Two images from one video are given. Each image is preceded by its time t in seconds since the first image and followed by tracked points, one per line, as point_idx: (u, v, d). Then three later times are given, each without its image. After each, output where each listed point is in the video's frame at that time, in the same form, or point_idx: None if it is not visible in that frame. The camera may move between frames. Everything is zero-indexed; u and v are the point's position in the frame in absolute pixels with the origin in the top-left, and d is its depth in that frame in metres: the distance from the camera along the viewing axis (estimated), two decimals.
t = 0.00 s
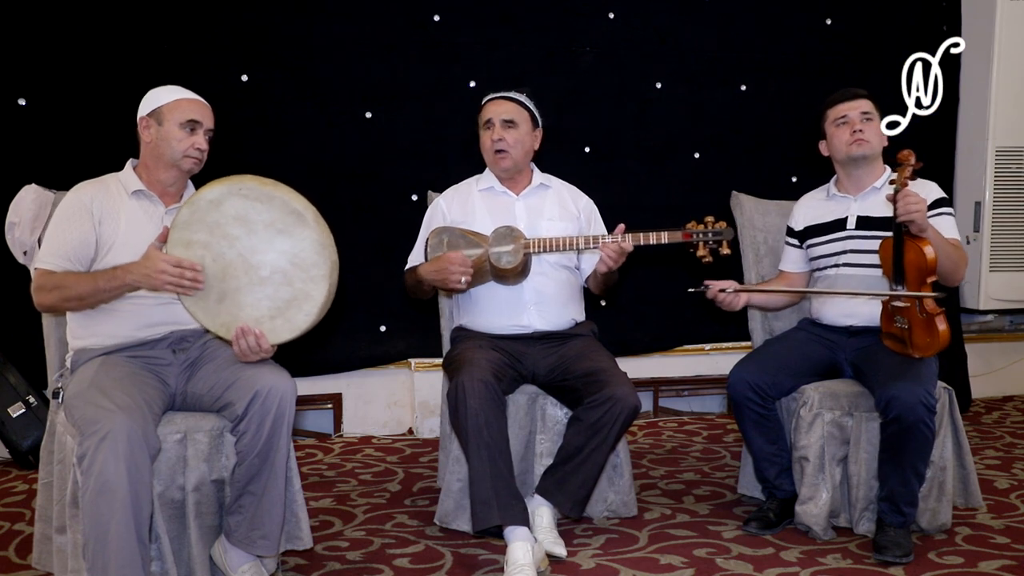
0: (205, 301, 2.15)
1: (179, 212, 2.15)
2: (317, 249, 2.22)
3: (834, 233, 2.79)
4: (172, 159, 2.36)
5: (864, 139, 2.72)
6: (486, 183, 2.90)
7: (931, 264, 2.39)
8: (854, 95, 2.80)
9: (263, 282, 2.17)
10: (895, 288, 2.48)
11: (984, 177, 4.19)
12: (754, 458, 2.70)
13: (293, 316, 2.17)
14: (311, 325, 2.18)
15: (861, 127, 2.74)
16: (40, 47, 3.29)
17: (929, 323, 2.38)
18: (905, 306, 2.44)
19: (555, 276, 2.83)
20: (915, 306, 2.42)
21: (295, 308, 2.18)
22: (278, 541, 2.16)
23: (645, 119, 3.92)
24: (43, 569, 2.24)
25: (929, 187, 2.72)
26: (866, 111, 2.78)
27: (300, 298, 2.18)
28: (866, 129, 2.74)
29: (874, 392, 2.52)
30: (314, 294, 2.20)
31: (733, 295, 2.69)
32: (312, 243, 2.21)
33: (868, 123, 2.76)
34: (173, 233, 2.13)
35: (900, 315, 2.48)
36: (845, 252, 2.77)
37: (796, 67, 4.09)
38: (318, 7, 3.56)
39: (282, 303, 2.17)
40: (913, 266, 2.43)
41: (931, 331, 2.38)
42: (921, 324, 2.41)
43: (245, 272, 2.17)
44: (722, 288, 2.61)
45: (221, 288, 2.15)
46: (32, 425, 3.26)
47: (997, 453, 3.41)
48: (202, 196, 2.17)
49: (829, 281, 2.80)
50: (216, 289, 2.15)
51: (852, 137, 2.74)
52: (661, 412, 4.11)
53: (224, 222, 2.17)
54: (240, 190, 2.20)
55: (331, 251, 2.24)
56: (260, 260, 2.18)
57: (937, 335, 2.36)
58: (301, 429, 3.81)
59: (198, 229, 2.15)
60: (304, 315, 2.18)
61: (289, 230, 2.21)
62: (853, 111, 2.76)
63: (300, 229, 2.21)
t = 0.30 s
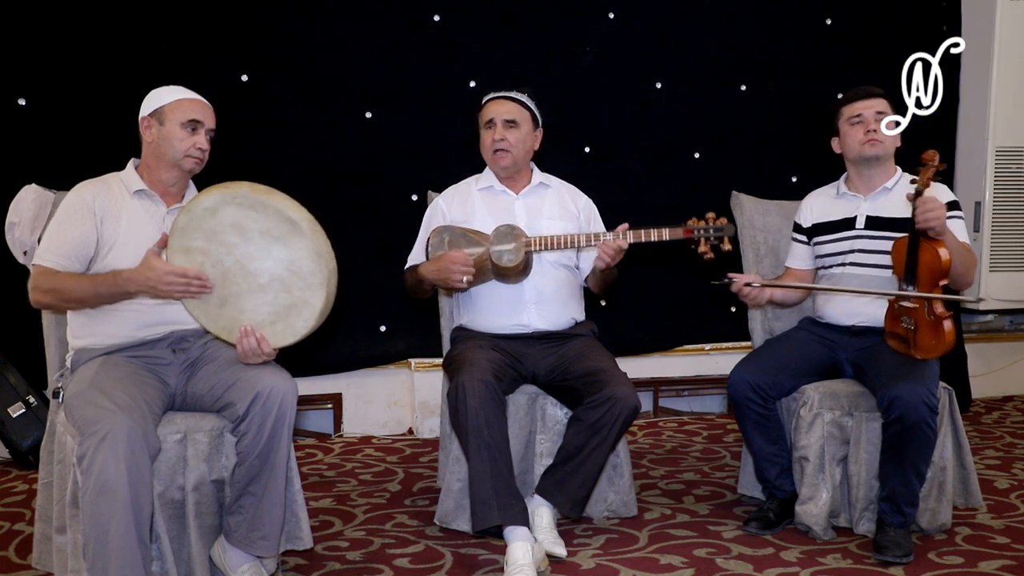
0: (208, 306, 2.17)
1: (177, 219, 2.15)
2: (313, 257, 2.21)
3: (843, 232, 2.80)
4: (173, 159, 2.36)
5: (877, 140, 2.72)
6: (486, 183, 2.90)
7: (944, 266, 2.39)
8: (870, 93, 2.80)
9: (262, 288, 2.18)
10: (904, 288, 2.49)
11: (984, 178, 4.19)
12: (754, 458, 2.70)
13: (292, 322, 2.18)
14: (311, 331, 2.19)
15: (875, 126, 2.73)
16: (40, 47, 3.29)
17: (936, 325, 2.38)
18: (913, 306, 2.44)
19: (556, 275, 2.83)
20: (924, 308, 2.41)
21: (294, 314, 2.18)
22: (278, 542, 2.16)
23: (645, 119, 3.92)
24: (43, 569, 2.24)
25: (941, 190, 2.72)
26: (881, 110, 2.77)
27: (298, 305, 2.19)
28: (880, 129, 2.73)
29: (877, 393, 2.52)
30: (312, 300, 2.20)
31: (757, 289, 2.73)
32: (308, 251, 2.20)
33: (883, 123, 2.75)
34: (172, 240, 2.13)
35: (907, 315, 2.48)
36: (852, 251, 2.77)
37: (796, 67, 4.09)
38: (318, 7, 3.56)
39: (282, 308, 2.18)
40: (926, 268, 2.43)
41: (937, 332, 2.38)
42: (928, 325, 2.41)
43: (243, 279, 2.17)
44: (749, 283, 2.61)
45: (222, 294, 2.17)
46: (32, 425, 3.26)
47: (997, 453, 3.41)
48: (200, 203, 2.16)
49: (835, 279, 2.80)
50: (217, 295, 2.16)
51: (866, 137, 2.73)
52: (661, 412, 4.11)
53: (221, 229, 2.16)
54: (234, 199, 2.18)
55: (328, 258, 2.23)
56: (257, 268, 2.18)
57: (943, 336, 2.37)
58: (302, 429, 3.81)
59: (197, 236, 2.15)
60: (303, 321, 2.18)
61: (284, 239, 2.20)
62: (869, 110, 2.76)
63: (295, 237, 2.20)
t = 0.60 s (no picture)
0: (209, 307, 2.13)
1: (170, 225, 2.14)
2: (309, 243, 2.21)
3: (848, 232, 2.80)
4: (164, 153, 2.35)
5: (884, 140, 2.72)
6: (485, 184, 2.90)
7: (950, 267, 2.40)
8: (880, 92, 2.78)
9: (263, 283, 2.17)
10: (910, 288, 2.48)
11: (984, 177, 4.19)
12: (754, 458, 2.70)
13: (297, 312, 2.18)
14: (317, 317, 2.20)
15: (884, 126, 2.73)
16: (40, 47, 3.29)
17: (938, 326, 2.39)
18: (918, 306, 2.44)
19: (555, 275, 2.83)
20: (927, 308, 2.42)
21: (297, 304, 2.18)
22: (271, 553, 2.17)
23: (645, 119, 3.92)
24: (42, 569, 2.24)
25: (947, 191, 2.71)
26: (889, 110, 2.76)
27: (300, 293, 2.19)
28: (888, 130, 2.73)
29: (877, 393, 2.52)
30: (313, 287, 2.20)
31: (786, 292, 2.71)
32: (304, 238, 2.21)
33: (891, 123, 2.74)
34: (168, 248, 2.12)
35: (910, 314, 2.48)
36: (857, 251, 2.78)
37: (796, 67, 4.09)
38: (318, 7, 3.56)
39: (284, 300, 2.18)
40: (932, 269, 2.43)
41: (939, 332, 2.39)
42: (930, 326, 2.41)
43: (243, 276, 2.16)
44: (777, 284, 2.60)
45: (224, 295, 2.14)
46: (32, 425, 3.26)
47: (997, 453, 3.41)
48: (189, 207, 2.15)
49: (838, 279, 2.81)
50: (218, 296, 2.14)
51: (873, 137, 2.73)
52: (661, 412, 4.11)
53: (214, 230, 2.16)
54: (222, 196, 2.18)
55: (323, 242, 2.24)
56: (255, 262, 2.18)
57: (946, 335, 2.37)
58: (302, 429, 3.81)
59: (192, 240, 2.13)
60: (307, 309, 2.19)
61: (277, 230, 2.20)
62: (876, 110, 2.75)
63: (289, 226, 2.21)
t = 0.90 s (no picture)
0: (196, 283, 2.14)
1: (162, 194, 2.13)
2: (302, 220, 2.18)
3: (848, 232, 2.80)
4: (147, 152, 2.36)
5: (884, 141, 2.72)
6: (484, 184, 2.89)
7: (945, 268, 2.41)
8: (879, 92, 2.78)
9: (251, 258, 2.16)
10: (905, 289, 2.49)
11: (984, 177, 4.19)
12: (754, 458, 2.70)
13: (283, 291, 2.15)
14: (303, 300, 2.16)
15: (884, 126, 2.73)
16: (40, 47, 3.29)
17: (936, 326, 2.40)
18: (914, 308, 2.45)
19: (555, 276, 2.83)
20: (925, 309, 2.43)
21: (284, 282, 2.16)
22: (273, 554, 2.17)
23: (645, 119, 3.92)
24: (43, 569, 2.24)
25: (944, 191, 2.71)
26: (888, 109, 2.76)
27: (288, 272, 2.16)
28: (888, 130, 2.73)
29: (877, 393, 2.52)
30: (301, 267, 2.17)
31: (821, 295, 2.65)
32: (297, 215, 2.18)
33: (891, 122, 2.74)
34: (158, 217, 2.12)
35: (908, 315, 2.48)
36: (857, 251, 2.78)
37: (796, 67, 4.09)
38: (318, 7, 3.56)
39: (271, 279, 2.16)
40: (928, 269, 2.44)
41: (938, 333, 2.40)
42: (928, 326, 2.42)
43: (231, 249, 2.15)
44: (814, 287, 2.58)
45: (211, 270, 2.14)
46: (32, 425, 3.26)
47: (997, 453, 3.41)
48: (183, 175, 2.15)
49: (838, 279, 2.80)
50: (206, 271, 2.14)
51: (873, 137, 2.73)
52: (660, 412, 4.10)
53: (206, 200, 2.15)
54: (219, 166, 2.17)
55: (316, 221, 2.20)
56: (245, 237, 2.16)
57: (944, 336, 2.38)
58: (302, 429, 3.81)
59: (182, 211, 2.13)
60: (293, 289, 2.15)
61: (271, 204, 2.18)
62: (876, 110, 2.74)
63: (282, 201, 2.18)
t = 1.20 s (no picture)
0: (198, 277, 2.13)
1: (159, 190, 2.13)
2: (302, 212, 2.18)
3: (845, 232, 2.80)
4: (131, 153, 2.36)
5: (880, 142, 2.72)
6: (484, 184, 2.89)
7: (933, 263, 2.40)
8: (874, 93, 2.78)
9: (251, 251, 2.16)
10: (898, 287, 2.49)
11: (984, 177, 4.18)
12: (754, 458, 2.70)
13: (287, 282, 2.16)
14: (306, 290, 2.17)
15: (878, 127, 2.73)
16: (40, 47, 3.29)
17: (932, 323, 2.39)
18: (907, 305, 2.45)
19: (556, 276, 2.83)
20: (918, 305, 2.42)
21: (287, 274, 2.16)
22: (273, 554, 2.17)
23: (645, 119, 3.92)
24: (43, 569, 2.24)
25: (940, 190, 2.71)
26: (883, 109, 2.76)
27: (290, 263, 2.17)
28: (883, 130, 2.73)
29: (877, 393, 2.52)
30: (303, 258, 2.17)
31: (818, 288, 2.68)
32: (297, 207, 2.18)
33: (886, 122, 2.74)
34: (156, 213, 2.12)
35: (903, 314, 2.48)
36: (855, 251, 2.78)
37: (796, 67, 4.09)
38: (318, 7, 3.56)
39: (273, 271, 2.16)
40: (917, 266, 2.43)
41: (934, 330, 2.39)
42: (924, 323, 2.41)
43: (232, 243, 2.15)
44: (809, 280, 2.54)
45: (211, 263, 2.14)
46: (32, 425, 3.26)
47: (997, 453, 3.41)
48: (179, 170, 2.14)
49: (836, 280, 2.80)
50: (206, 264, 2.14)
51: (869, 138, 2.73)
52: (660, 412, 4.10)
53: (205, 195, 2.14)
54: (216, 161, 2.16)
55: (316, 212, 2.20)
56: (246, 230, 2.16)
57: (940, 335, 2.37)
58: (302, 429, 3.80)
59: (181, 206, 2.13)
60: (296, 280, 2.16)
61: (270, 196, 2.17)
62: (871, 110, 2.74)
63: (282, 194, 2.17)
